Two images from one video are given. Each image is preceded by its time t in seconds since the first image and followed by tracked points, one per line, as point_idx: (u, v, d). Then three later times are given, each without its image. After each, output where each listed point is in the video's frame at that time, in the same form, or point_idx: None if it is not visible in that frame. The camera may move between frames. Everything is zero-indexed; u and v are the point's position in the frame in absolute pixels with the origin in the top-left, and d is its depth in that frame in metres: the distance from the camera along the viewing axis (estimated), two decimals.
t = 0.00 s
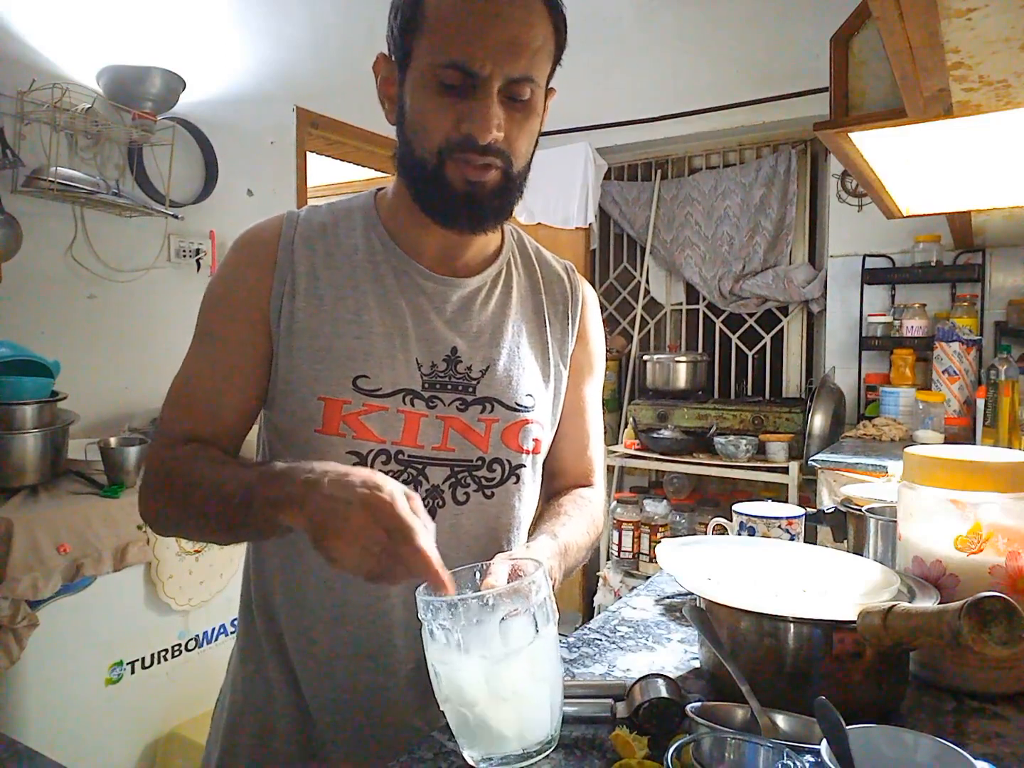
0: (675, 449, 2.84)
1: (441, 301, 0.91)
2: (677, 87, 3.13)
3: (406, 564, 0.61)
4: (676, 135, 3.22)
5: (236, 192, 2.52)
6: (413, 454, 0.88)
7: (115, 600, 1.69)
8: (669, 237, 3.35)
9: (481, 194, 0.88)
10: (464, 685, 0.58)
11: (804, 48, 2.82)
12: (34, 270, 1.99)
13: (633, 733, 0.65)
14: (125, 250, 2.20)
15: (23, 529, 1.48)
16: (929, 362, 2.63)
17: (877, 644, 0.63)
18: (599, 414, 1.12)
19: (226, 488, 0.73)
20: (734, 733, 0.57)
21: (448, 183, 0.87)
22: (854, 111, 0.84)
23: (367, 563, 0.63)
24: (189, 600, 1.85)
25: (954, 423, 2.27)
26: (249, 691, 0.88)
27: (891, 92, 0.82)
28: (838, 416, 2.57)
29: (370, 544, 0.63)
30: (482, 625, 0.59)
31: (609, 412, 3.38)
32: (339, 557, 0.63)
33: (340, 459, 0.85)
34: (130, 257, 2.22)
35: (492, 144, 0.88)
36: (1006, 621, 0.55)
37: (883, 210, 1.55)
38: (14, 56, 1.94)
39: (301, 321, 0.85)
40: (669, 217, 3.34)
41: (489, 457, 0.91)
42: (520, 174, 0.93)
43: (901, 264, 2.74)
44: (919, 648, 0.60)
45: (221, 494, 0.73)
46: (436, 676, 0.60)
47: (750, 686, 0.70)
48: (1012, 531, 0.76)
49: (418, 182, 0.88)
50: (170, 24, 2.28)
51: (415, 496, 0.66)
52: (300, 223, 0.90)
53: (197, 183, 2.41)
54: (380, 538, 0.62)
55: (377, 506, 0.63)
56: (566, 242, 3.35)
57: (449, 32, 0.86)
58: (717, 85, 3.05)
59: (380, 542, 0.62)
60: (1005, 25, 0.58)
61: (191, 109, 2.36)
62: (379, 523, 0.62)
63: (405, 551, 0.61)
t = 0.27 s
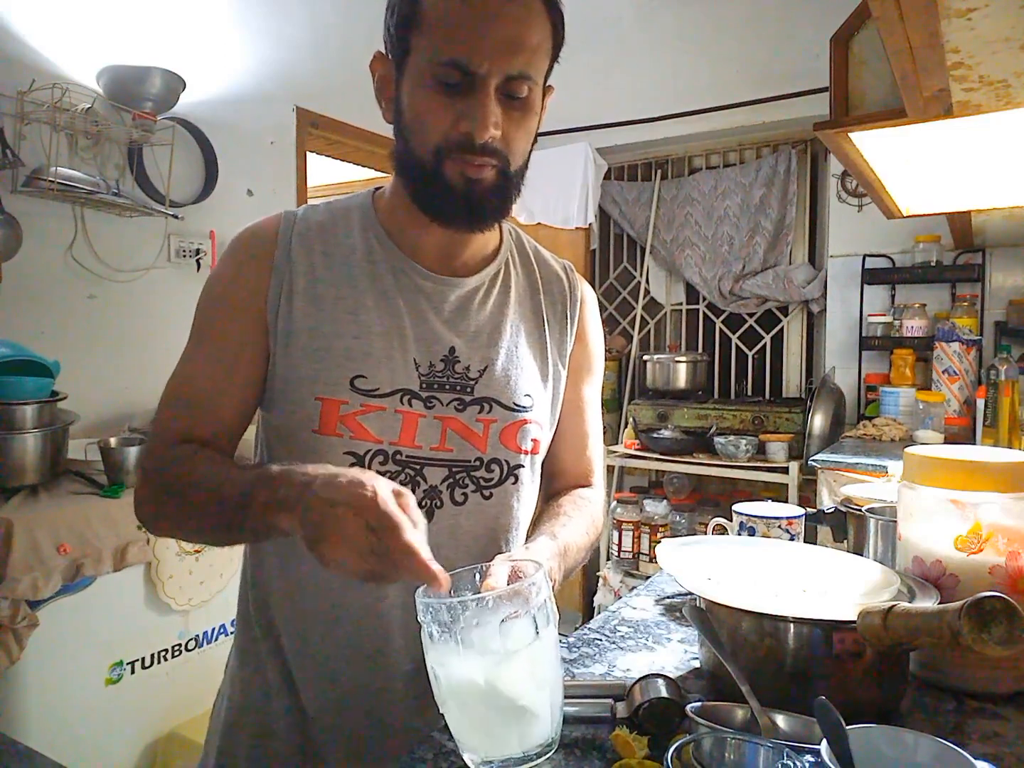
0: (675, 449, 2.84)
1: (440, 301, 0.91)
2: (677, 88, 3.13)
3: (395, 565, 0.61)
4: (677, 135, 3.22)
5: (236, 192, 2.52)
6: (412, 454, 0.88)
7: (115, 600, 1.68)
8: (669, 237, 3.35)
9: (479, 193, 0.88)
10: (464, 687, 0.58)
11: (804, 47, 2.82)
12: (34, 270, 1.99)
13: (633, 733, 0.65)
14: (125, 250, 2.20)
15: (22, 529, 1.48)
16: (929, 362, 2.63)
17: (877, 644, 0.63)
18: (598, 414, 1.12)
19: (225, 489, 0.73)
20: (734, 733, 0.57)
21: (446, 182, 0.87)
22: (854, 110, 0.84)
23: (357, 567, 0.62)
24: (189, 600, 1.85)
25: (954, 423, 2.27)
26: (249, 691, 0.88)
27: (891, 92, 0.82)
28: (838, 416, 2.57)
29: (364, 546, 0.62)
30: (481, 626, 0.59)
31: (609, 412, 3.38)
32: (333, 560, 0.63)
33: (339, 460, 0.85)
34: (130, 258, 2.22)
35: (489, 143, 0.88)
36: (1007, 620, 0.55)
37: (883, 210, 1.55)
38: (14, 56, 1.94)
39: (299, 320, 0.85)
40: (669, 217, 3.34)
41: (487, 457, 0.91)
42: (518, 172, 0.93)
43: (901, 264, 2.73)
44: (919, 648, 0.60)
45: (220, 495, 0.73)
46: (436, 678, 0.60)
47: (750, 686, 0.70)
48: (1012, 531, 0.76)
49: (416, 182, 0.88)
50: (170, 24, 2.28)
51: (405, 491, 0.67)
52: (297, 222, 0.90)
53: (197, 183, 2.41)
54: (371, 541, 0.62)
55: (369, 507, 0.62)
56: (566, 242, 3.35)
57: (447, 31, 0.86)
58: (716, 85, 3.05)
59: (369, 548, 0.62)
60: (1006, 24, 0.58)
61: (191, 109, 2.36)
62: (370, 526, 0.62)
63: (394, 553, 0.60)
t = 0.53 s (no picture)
0: (675, 449, 2.84)
1: (437, 301, 0.91)
2: (677, 88, 3.13)
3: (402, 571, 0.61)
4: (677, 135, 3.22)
5: (236, 192, 2.52)
6: (409, 454, 0.88)
7: (115, 600, 1.68)
8: (669, 237, 3.35)
9: (476, 191, 0.88)
10: (463, 692, 0.57)
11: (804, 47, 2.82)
12: (34, 270, 1.98)
13: (633, 733, 0.65)
14: (125, 251, 2.20)
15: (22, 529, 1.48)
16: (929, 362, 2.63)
17: (877, 644, 0.63)
18: (597, 414, 1.12)
19: (224, 491, 0.73)
20: (734, 733, 0.57)
21: (443, 180, 0.87)
22: (854, 110, 0.84)
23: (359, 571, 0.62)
24: (189, 600, 1.85)
25: (954, 423, 2.27)
26: (249, 692, 0.88)
27: (891, 92, 0.82)
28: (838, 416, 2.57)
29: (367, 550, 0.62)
30: (479, 632, 0.58)
31: (609, 412, 3.38)
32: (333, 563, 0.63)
33: (336, 460, 0.85)
34: (130, 258, 2.22)
35: (486, 140, 0.88)
36: (1006, 620, 0.55)
37: (883, 210, 1.55)
38: (14, 56, 1.94)
39: (297, 320, 0.85)
40: (669, 217, 3.34)
41: (485, 457, 0.91)
42: (515, 171, 0.93)
43: (901, 264, 2.74)
44: (919, 648, 0.60)
45: (219, 496, 0.73)
46: (434, 684, 0.60)
47: (749, 686, 0.70)
48: (1012, 531, 0.76)
49: (413, 180, 0.88)
50: (170, 24, 2.28)
51: (409, 496, 0.66)
52: (294, 222, 0.90)
53: (197, 183, 2.41)
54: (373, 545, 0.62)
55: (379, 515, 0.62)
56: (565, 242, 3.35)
57: (442, 29, 0.86)
58: (716, 85, 3.05)
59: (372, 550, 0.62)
60: (1005, 24, 0.58)
61: (191, 109, 2.36)
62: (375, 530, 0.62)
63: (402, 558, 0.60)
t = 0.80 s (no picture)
0: (675, 449, 2.84)
1: (435, 302, 0.91)
2: (677, 88, 3.14)
3: (397, 575, 0.60)
4: (677, 135, 3.22)
5: (236, 193, 2.52)
6: (407, 455, 0.88)
7: (115, 600, 1.68)
8: (669, 237, 3.35)
9: (473, 191, 0.88)
10: (465, 693, 0.57)
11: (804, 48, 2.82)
12: (33, 270, 1.98)
13: (633, 733, 0.65)
14: (125, 250, 2.20)
15: (22, 528, 1.48)
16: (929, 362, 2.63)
17: (877, 644, 0.63)
18: (596, 414, 1.12)
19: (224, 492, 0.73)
20: (734, 733, 0.57)
21: (440, 181, 0.87)
22: (854, 110, 0.84)
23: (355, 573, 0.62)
24: (189, 600, 1.85)
25: (954, 423, 2.27)
26: (248, 693, 0.88)
27: (890, 92, 0.82)
28: (839, 416, 2.57)
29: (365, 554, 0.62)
30: (480, 634, 0.59)
31: (609, 412, 3.38)
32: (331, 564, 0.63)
33: (335, 461, 0.85)
34: (130, 258, 2.22)
35: (483, 140, 0.88)
36: (1007, 620, 0.55)
37: (883, 210, 1.55)
38: (14, 56, 1.94)
39: (296, 320, 0.85)
40: (669, 217, 3.34)
41: (484, 457, 0.91)
42: (513, 170, 0.93)
43: (901, 264, 2.73)
44: (919, 648, 0.60)
45: (219, 496, 0.73)
46: (435, 687, 0.60)
47: (749, 686, 0.70)
48: (1012, 531, 0.76)
49: (410, 180, 0.88)
50: (170, 24, 2.28)
51: (409, 505, 0.65)
52: (291, 222, 0.90)
53: (197, 183, 2.41)
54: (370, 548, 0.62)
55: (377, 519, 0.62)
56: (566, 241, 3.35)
57: (438, 28, 0.86)
58: (716, 85, 3.05)
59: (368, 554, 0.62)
60: (1006, 24, 0.58)
61: (191, 109, 2.36)
62: (370, 534, 0.62)
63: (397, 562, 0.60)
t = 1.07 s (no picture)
0: (675, 449, 2.84)
1: (435, 302, 0.91)
2: (677, 88, 3.14)
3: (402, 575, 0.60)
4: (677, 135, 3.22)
5: (236, 193, 2.52)
6: (407, 455, 0.88)
7: (115, 600, 1.68)
8: (669, 237, 3.35)
9: (472, 193, 0.88)
10: (465, 697, 0.57)
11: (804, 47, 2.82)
12: (33, 270, 1.98)
13: (633, 733, 0.65)
14: (125, 250, 2.20)
15: (23, 528, 1.48)
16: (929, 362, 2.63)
17: (876, 644, 0.63)
18: (596, 415, 1.12)
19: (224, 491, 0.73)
20: (734, 733, 0.57)
21: (439, 183, 0.87)
22: (854, 110, 0.84)
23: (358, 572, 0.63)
24: (189, 600, 1.85)
25: (953, 423, 2.27)
26: (248, 693, 0.88)
27: (891, 92, 0.82)
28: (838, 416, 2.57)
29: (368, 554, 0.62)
30: (482, 638, 0.58)
31: (609, 412, 3.38)
32: (332, 565, 0.63)
33: (334, 461, 0.85)
34: (130, 258, 2.22)
35: (482, 140, 0.88)
36: (1007, 620, 0.55)
37: (883, 210, 1.55)
38: (14, 56, 1.94)
39: (295, 320, 0.85)
40: (669, 217, 3.34)
41: (483, 458, 0.91)
42: (512, 171, 0.93)
43: (900, 264, 2.74)
44: (919, 648, 0.60)
45: (219, 496, 0.73)
46: (436, 690, 0.60)
47: (748, 687, 0.70)
48: (1012, 531, 0.76)
49: (410, 181, 0.88)
50: (170, 24, 2.28)
51: (407, 496, 0.66)
52: (291, 222, 0.90)
53: (197, 183, 2.41)
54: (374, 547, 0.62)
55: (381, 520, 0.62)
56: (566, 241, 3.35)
57: (437, 28, 0.86)
58: (716, 85, 3.05)
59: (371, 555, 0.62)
60: (1005, 25, 0.58)
61: (191, 110, 2.36)
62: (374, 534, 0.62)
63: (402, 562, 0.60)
